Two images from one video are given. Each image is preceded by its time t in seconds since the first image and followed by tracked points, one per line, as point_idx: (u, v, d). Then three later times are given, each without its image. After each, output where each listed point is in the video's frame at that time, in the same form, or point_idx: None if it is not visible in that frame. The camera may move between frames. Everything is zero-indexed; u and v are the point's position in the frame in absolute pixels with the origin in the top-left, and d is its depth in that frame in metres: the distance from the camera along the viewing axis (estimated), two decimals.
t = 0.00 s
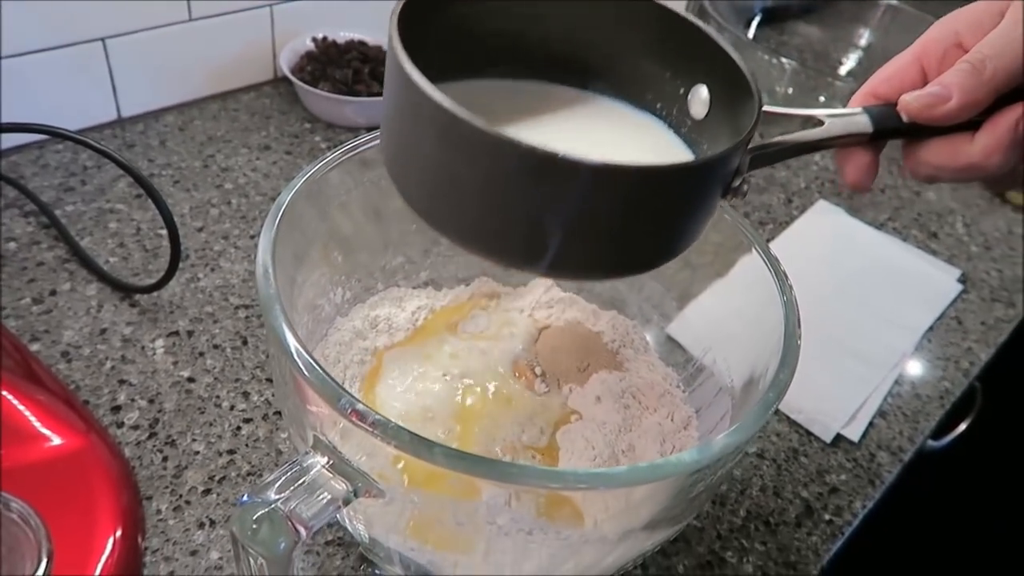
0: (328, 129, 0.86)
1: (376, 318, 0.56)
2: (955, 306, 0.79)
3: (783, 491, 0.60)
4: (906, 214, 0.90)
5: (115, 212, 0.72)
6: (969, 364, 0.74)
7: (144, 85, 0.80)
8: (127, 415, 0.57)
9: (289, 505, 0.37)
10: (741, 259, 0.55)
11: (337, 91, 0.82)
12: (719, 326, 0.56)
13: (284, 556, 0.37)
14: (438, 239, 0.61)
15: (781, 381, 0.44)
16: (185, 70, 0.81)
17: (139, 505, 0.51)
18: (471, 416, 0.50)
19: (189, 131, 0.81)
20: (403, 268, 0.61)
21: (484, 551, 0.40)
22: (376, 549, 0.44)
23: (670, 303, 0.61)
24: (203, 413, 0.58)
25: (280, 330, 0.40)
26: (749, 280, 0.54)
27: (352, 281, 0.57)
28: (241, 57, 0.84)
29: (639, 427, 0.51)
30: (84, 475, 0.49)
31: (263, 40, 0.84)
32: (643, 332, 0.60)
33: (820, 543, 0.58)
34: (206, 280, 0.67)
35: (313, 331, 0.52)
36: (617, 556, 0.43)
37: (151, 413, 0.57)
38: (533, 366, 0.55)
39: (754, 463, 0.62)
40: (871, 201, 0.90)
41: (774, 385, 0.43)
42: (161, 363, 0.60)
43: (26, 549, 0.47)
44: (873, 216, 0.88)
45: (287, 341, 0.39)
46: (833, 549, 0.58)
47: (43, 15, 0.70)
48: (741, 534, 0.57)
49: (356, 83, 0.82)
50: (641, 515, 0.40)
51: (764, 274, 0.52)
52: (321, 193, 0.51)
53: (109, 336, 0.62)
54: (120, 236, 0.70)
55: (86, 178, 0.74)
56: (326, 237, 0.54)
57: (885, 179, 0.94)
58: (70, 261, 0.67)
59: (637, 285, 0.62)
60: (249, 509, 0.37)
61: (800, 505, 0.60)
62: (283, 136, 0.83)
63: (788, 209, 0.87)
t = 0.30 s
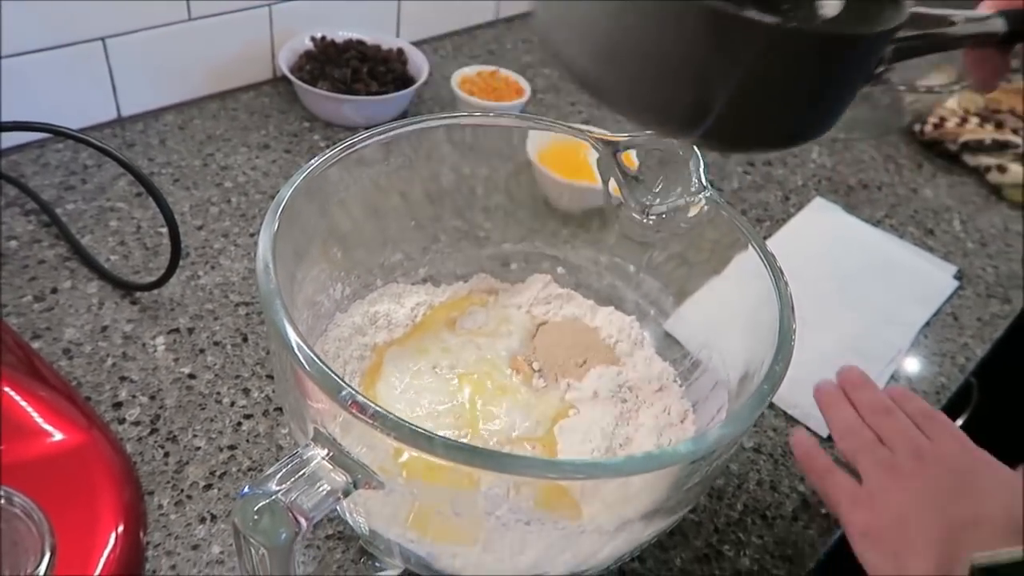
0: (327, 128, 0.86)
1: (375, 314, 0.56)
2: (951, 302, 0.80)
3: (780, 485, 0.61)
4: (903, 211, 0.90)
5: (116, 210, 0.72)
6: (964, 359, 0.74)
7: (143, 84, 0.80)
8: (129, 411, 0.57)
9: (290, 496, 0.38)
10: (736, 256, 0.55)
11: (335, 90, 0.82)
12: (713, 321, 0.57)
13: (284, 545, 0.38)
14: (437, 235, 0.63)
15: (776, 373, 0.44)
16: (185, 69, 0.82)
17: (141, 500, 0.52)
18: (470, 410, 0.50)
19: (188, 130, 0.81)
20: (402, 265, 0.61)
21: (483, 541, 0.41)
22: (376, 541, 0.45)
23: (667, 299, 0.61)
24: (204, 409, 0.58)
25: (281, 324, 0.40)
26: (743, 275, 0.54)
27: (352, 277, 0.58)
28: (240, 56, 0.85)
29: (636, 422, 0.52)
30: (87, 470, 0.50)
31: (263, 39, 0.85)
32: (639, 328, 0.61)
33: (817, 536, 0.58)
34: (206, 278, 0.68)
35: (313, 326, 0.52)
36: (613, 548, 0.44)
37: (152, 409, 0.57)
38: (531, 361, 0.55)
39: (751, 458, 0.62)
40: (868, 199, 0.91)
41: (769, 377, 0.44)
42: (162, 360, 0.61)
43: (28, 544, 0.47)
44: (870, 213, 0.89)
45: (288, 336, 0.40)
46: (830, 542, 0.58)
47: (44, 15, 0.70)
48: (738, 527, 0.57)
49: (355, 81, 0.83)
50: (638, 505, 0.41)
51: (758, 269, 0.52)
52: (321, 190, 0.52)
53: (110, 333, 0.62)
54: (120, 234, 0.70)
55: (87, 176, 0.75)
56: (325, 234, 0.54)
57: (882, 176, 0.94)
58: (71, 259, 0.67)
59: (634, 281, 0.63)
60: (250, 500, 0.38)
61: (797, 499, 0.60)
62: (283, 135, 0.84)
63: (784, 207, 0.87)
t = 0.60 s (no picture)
0: (326, 127, 0.86)
1: (373, 311, 0.57)
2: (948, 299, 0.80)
3: (777, 482, 0.61)
4: (900, 210, 0.90)
5: (115, 209, 0.72)
6: (961, 357, 0.74)
7: (143, 84, 0.80)
8: (128, 409, 0.57)
9: (288, 491, 0.38)
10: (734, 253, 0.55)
11: (334, 89, 0.83)
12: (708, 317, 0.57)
13: (282, 539, 0.38)
14: (435, 234, 0.63)
15: (772, 367, 0.44)
16: (185, 68, 0.82)
17: (140, 497, 0.52)
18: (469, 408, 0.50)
19: (187, 129, 0.82)
20: (400, 262, 0.61)
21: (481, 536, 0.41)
22: (374, 537, 0.45)
23: (664, 296, 0.62)
24: (202, 406, 0.58)
25: (279, 321, 0.41)
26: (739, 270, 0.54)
27: (350, 274, 0.58)
28: (239, 55, 0.85)
29: (633, 417, 0.52)
30: (86, 466, 0.51)
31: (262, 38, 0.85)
32: (636, 324, 0.61)
33: (814, 532, 0.58)
34: (204, 276, 0.68)
35: (311, 323, 0.52)
36: (609, 543, 0.44)
37: (151, 407, 0.58)
38: (529, 358, 0.55)
39: (749, 454, 0.62)
40: (865, 197, 0.91)
41: (765, 372, 0.44)
42: (161, 358, 0.61)
43: (30, 538, 0.51)
44: (867, 212, 0.89)
45: (287, 332, 0.40)
46: (826, 539, 0.58)
47: (43, 15, 0.70)
48: (735, 524, 0.58)
49: (353, 81, 0.83)
50: (635, 498, 0.41)
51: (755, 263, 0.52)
52: (319, 187, 0.52)
53: (109, 331, 0.62)
54: (119, 233, 0.70)
55: (86, 176, 0.75)
56: (323, 232, 0.54)
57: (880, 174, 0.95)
58: (70, 258, 0.67)
59: (631, 278, 0.63)
60: (248, 495, 0.38)
61: (794, 495, 0.60)
62: (281, 134, 0.84)
63: (782, 205, 0.87)
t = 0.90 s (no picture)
0: (325, 126, 0.86)
1: (371, 310, 0.57)
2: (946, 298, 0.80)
3: (774, 480, 0.61)
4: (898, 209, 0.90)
5: (113, 208, 0.72)
6: (958, 356, 0.74)
7: (142, 83, 0.80)
8: (127, 407, 0.57)
9: (286, 488, 0.38)
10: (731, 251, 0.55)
11: (333, 88, 0.83)
12: (700, 310, 0.58)
13: (281, 536, 0.38)
14: (434, 233, 0.63)
15: (769, 366, 0.44)
16: (183, 67, 0.82)
17: (139, 495, 0.52)
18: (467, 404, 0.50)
19: (186, 128, 0.82)
20: (399, 261, 0.62)
21: (479, 534, 0.42)
22: (373, 535, 0.45)
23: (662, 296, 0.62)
24: (202, 405, 0.58)
25: (278, 320, 0.41)
26: (734, 267, 0.54)
27: (349, 273, 0.58)
28: (238, 54, 0.85)
29: (630, 416, 0.52)
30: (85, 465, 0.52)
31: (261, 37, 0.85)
32: (634, 323, 0.61)
33: (811, 530, 0.58)
34: (203, 275, 0.68)
35: (309, 322, 0.52)
36: (606, 541, 0.44)
37: (150, 405, 0.58)
38: (528, 357, 0.55)
39: (747, 453, 0.63)
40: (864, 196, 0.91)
41: (761, 370, 0.44)
42: (160, 356, 0.61)
43: (30, 536, 0.52)
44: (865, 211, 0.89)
45: (285, 331, 0.40)
46: (824, 537, 0.58)
47: (41, 14, 0.70)
48: (733, 522, 0.58)
49: (352, 80, 0.83)
50: (632, 496, 0.41)
51: (751, 262, 0.52)
52: (317, 187, 0.52)
53: (109, 329, 0.63)
54: (118, 232, 0.70)
55: (85, 174, 0.75)
56: (322, 231, 0.54)
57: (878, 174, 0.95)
58: (69, 257, 0.68)
59: (629, 277, 0.63)
60: (247, 493, 0.38)
61: (791, 494, 0.61)
62: (280, 133, 0.84)
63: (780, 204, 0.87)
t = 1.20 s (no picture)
0: (323, 126, 0.86)
1: (370, 310, 0.57)
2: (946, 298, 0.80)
3: (774, 481, 0.61)
4: (898, 208, 0.90)
5: (111, 208, 0.72)
6: (958, 356, 0.74)
7: (140, 82, 0.80)
8: (124, 408, 0.57)
9: (285, 489, 0.38)
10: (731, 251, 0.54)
11: (331, 87, 0.82)
12: (700, 311, 0.57)
13: (279, 537, 0.38)
14: (432, 233, 0.63)
15: (770, 366, 0.44)
16: (181, 66, 0.82)
17: (137, 496, 0.51)
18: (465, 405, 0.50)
19: (185, 128, 0.82)
20: (398, 261, 0.61)
21: (479, 535, 0.41)
22: (372, 536, 0.45)
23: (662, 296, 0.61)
24: (200, 405, 0.58)
25: (277, 320, 0.40)
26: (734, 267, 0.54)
27: (347, 273, 0.58)
28: (236, 54, 0.85)
29: (630, 416, 0.52)
30: (82, 466, 0.50)
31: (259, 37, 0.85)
32: (634, 323, 0.61)
33: (812, 531, 0.58)
34: (201, 275, 0.68)
35: (308, 322, 0.52)
36: (607, 541, 0.44)
37: (148, 406, 0.57)
38: (527, 358, 0.55)
39: (747, 453, 0.62)
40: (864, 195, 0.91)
41: (762, 370, 0.44)
42: (158, 357, 0.61)
43: (27, 537, 0.48)
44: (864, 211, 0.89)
45: (283, 331, 0.40)
46: (825, 537, 0.58)
47: (39, 14, 0.70)
48: (733, 522, 0.58)
49: (350, 79, 0.83)
50: (633, 497, 0.41)
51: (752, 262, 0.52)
52: (315, 186, 0.52)
53: (106, 330, 0.62)
54: (116, 232, 0.70)
55: (83, 174, 0.75)
56: (320, 231, 0.54)
57: (878, 173, 0.94)
58: (67, 257, 0.67)
59: (629, 277, 0.63)
60: (245, 494, 0.37)
61: (791, 494, 0.60)
62: (279, 133, 0.84)
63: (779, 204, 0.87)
